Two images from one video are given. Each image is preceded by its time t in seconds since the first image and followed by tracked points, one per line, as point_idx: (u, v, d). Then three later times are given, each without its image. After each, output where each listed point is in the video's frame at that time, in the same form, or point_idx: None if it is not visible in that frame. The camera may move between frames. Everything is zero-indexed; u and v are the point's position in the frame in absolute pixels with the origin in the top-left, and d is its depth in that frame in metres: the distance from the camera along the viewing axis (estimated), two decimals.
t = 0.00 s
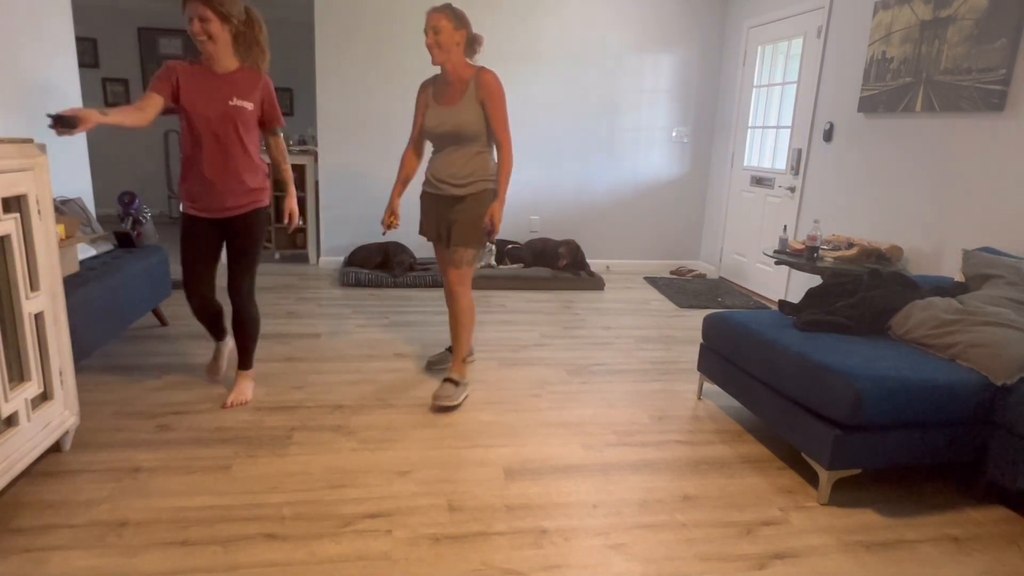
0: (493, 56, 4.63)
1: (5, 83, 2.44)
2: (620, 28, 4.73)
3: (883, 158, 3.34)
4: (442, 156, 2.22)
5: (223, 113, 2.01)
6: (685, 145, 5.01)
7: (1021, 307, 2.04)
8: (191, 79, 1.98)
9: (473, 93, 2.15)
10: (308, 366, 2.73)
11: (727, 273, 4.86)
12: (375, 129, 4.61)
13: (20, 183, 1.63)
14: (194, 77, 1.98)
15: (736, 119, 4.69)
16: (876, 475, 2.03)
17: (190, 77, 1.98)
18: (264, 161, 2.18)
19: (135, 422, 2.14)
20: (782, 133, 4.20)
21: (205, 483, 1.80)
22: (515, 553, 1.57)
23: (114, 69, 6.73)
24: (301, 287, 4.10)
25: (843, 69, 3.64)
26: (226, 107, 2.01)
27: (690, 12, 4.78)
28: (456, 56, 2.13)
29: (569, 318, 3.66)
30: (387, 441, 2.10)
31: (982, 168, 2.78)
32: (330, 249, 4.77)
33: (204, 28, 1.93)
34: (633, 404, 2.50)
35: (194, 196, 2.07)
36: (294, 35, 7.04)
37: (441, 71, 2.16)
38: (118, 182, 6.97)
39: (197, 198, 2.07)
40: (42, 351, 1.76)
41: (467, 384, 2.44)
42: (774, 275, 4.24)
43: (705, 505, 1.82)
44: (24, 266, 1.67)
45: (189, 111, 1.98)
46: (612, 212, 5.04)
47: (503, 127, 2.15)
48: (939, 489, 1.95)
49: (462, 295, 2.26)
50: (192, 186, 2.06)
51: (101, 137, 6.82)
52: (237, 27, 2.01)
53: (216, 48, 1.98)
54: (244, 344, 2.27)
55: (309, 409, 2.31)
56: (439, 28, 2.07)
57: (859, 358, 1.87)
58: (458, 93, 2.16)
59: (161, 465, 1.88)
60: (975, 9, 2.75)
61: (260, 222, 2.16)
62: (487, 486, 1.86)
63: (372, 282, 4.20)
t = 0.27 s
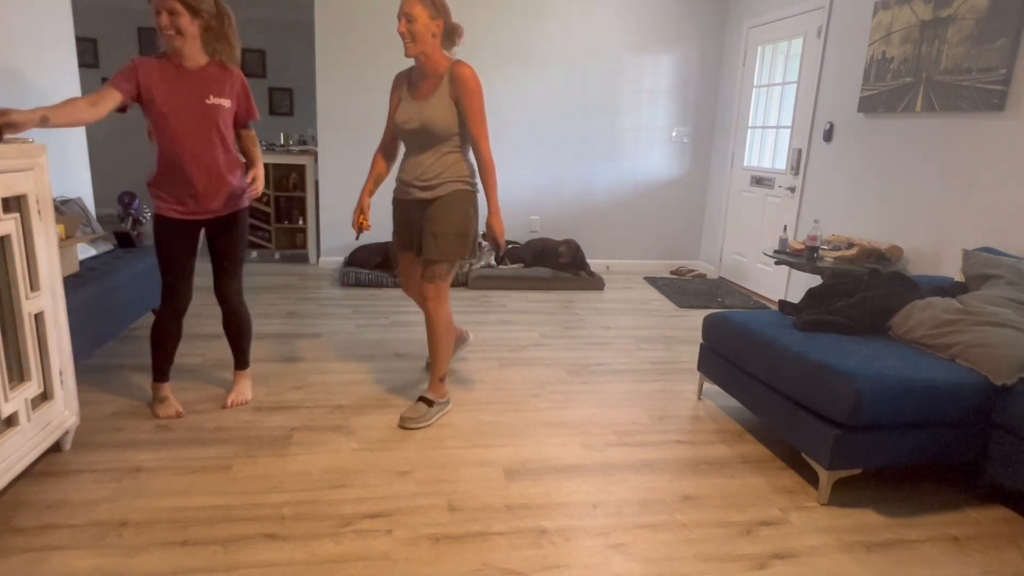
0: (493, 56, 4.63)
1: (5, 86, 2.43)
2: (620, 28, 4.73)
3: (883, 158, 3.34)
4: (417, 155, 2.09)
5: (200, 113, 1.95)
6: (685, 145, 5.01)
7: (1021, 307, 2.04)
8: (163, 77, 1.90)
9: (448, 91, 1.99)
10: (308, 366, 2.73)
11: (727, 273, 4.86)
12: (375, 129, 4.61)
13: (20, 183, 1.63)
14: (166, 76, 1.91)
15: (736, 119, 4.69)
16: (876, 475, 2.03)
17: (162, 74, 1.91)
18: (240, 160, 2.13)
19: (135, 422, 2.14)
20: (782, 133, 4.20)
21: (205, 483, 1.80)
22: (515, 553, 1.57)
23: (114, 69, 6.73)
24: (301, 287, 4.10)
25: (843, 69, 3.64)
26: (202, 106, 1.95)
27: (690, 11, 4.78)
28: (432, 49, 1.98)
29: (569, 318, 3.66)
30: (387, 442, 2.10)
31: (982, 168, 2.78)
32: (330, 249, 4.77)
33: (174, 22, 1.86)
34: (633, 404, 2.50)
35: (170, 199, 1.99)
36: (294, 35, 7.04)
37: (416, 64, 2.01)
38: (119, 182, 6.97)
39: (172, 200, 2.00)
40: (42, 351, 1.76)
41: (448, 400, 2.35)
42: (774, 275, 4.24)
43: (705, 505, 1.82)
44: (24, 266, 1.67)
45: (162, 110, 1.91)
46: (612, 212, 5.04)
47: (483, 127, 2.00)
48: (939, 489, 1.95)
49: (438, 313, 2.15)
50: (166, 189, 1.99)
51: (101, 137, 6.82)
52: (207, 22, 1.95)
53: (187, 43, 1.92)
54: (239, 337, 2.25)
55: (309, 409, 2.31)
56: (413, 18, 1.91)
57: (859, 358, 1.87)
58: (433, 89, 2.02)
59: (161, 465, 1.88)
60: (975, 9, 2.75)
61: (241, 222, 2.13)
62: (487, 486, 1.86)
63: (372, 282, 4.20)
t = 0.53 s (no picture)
0: (493, 56, 4.63)
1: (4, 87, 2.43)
2: (620, 28, 4.73)
3: (883, 158, 3.34)
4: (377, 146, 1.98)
5: (178, 106, 1.95)
6: (685, 145, 5.01)
7: (1021, 306, 2.04)
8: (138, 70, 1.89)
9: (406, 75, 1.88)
10: (308, 366, 2.73)
11: (727, 273, 4.86)
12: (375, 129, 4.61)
13: (20, 183, 1.63)
14: (141, 69, 1.89)
15: (736, 119, 4.69)
16: (877, 475, 2.03)
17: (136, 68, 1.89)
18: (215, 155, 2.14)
19: (135, 422, 2.14)
20: (782, 133, 4.20)
21: (205, 483, 1.80)
22: (515, 553, 1.57)
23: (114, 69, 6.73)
24: (301, 287, 4.10)
25: (843, 68, 3.64)
26: (180, 99, 1.95)
27: (690, 11, 4.78)
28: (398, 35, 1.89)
29: (568, 318, 3.66)
30: (387, 441, 2.10)
31: (982, 168, 2.78)
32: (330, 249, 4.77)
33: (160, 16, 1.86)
34: (633, 404, 2.50)
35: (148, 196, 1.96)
36: (294, 35, 7.04)
37: (383, 51, 1.94)
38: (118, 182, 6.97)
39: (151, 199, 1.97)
40: (42, 351, 1.76)
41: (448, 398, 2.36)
42: (774, 275, 4.24)
43: (705, 505, 1.82)
44: (24, 266, 1.67)
45: (140, 104, 1.89)
46: (612, 212, 5.04)
47: (433, 111, 1.84)
48: (939, 489, 1.95)
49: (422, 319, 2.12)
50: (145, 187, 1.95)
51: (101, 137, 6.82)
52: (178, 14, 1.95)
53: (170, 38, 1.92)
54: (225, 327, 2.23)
55: (309, 409, 2.31)
56: (374, 2, 1.83)
57: (859, 358, 1.87)
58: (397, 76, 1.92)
59: (161, 465, 1.88)
60: (975, 9, 2.75)
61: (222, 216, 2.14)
62: (487, 486, 1.86)
63: (372, 282, 4.20)
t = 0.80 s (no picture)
0: (493, 56, 4.63)
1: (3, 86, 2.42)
2: (620, 28, 4.73)
3: (882, 158, 3.34)
4: (309, 145, 1.82)
5: (180, 104, 2.03)
6: (685, 145, 5.01)
7: (1021, 306, 2.04)
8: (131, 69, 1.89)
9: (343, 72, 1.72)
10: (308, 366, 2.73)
11: (727, 273, 4.86)
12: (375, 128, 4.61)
13: (20, 183, 1.63)
14: (139, 68, 1.90)
15: (736, 119, 4.69)
16: (877, 475, 2.03)
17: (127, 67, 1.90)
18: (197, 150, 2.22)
19: (136, 422, 2.15)
20: (782, 133, 4.20)
21: (205, 483, 1.80)
22: (515, 553, 1.57)
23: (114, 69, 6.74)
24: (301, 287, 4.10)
25: (842, 68, 3.64)
26: (182, 96, 2.03)
27: (690, 11, 4.78)
28: (339, 29, 1.71)
29: (569, 318, 3.66)
30: (387, 442, 2.10)
31: (982, 168, 2.78)
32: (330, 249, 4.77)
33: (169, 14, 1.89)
34: (633, 404, 2.50)
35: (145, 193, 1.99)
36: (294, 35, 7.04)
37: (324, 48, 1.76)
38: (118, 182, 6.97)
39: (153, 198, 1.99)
40: (42, 351, 1.76)
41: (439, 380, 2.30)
42: (774, 275, 4.23)
43: (705, 505, 1.82)
44: (24, 266, 1.67)
45: (150, 104, 1.93)
46: (612, 212, 5.04)
47: (360, 111, 1.67)
48: (939, 489, 1.95)
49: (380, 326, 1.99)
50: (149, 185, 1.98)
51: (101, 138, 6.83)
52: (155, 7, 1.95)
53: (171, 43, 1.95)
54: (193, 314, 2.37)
55: (309, 409, 2.31)
56: None
57: (859, 358, 1.87)
58: (333, 74, 1.75)
59: (161, 465, 1.88)
60: (975, 9, 2.75)
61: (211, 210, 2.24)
62: (487, 486, 1.86)
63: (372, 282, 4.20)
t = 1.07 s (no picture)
0: (492, 56, 4.63)
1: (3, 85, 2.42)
2: (620, 28, 4.73)
3: (882, 158, 3.34)
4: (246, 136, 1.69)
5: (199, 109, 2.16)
6: (685, 145, 5.01)
7: (1021, 306, 2.04)
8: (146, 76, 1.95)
9: (286, 60, 1.59)
10: (308, 366, 2.73)
11: (727, 273, 4.86)
12: (375, 128, 4.61)
13: (20, 183, 1.63)
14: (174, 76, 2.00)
15: (736, 119, 4.68)
16: (877, 475, 2.02)
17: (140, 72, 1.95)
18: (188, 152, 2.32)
19: (136, 422, 2.14)
20: (782, 133, 4.20)
21: (205, 483, 1.80)
22: (515, 553, 1.57)
23: (114, 69, 6.73)
24: (301, 287, 4.10)
25: (842, 68, 3.64)
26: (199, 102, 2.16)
27: (690, 11, 4.78)
28: (280, 12, 1.59)
29: (569, 318, 3.66)
30: (387, 442, 2.10)
31: (982, 168, 2.78)
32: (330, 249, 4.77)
33: (189, 26, 2.03)
34: (633, 404, 2.50)
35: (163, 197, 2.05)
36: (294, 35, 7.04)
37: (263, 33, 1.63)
38: (118, 181, 6.97)
39: (188, 199, 2.03)
40: (42, 351, 1.76)
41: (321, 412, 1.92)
42: (774, 275, 4.23)
43: (705, 505, 1.82)
44: (24, 266, 1.67)
45: (186, 110, 2.05)
46: (611, 212, 5.04)
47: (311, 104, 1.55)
48: (939, 489, 1.95)
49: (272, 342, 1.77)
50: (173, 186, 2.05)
51: (101, 138, 6.83)
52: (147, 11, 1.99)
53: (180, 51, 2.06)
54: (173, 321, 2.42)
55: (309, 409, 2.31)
56: None
57: (859, 358, 1.87)
58: (275, 62, 1.63)
59: (161, 466, 1.88)
60: (975, 9, 2.75)
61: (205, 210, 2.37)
62: (488, 486, 1.86)
63: (372, 282, 4.20)
